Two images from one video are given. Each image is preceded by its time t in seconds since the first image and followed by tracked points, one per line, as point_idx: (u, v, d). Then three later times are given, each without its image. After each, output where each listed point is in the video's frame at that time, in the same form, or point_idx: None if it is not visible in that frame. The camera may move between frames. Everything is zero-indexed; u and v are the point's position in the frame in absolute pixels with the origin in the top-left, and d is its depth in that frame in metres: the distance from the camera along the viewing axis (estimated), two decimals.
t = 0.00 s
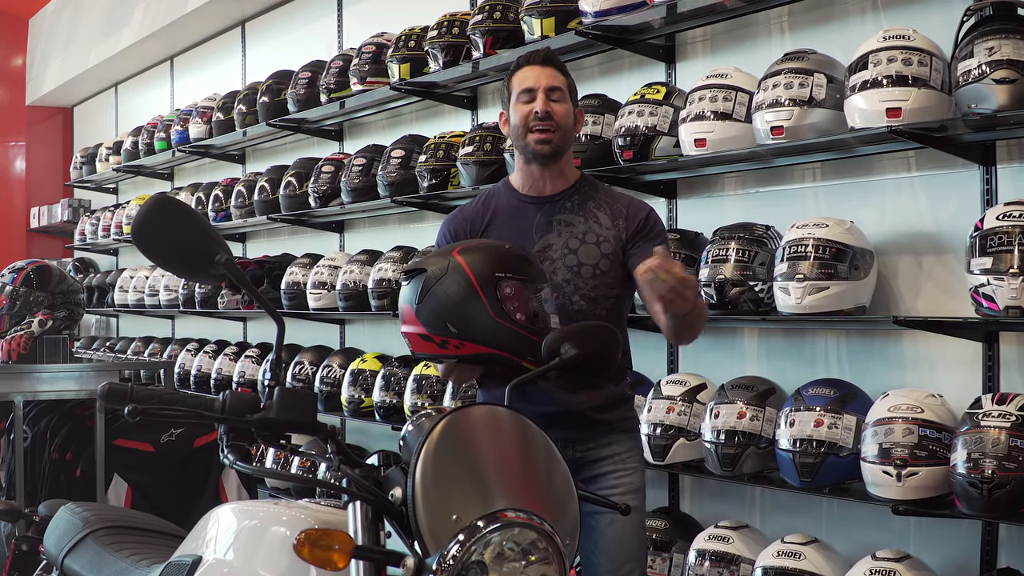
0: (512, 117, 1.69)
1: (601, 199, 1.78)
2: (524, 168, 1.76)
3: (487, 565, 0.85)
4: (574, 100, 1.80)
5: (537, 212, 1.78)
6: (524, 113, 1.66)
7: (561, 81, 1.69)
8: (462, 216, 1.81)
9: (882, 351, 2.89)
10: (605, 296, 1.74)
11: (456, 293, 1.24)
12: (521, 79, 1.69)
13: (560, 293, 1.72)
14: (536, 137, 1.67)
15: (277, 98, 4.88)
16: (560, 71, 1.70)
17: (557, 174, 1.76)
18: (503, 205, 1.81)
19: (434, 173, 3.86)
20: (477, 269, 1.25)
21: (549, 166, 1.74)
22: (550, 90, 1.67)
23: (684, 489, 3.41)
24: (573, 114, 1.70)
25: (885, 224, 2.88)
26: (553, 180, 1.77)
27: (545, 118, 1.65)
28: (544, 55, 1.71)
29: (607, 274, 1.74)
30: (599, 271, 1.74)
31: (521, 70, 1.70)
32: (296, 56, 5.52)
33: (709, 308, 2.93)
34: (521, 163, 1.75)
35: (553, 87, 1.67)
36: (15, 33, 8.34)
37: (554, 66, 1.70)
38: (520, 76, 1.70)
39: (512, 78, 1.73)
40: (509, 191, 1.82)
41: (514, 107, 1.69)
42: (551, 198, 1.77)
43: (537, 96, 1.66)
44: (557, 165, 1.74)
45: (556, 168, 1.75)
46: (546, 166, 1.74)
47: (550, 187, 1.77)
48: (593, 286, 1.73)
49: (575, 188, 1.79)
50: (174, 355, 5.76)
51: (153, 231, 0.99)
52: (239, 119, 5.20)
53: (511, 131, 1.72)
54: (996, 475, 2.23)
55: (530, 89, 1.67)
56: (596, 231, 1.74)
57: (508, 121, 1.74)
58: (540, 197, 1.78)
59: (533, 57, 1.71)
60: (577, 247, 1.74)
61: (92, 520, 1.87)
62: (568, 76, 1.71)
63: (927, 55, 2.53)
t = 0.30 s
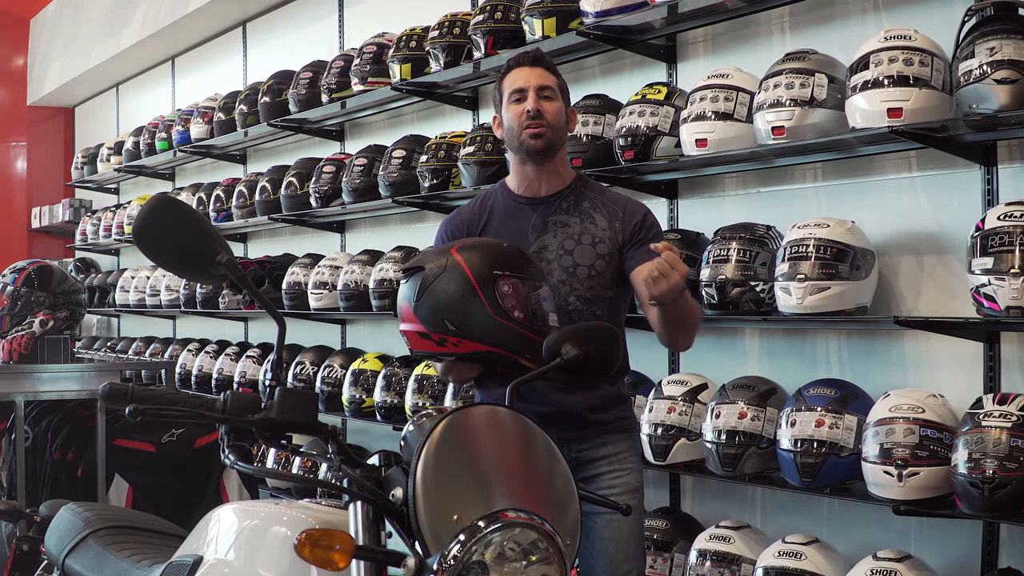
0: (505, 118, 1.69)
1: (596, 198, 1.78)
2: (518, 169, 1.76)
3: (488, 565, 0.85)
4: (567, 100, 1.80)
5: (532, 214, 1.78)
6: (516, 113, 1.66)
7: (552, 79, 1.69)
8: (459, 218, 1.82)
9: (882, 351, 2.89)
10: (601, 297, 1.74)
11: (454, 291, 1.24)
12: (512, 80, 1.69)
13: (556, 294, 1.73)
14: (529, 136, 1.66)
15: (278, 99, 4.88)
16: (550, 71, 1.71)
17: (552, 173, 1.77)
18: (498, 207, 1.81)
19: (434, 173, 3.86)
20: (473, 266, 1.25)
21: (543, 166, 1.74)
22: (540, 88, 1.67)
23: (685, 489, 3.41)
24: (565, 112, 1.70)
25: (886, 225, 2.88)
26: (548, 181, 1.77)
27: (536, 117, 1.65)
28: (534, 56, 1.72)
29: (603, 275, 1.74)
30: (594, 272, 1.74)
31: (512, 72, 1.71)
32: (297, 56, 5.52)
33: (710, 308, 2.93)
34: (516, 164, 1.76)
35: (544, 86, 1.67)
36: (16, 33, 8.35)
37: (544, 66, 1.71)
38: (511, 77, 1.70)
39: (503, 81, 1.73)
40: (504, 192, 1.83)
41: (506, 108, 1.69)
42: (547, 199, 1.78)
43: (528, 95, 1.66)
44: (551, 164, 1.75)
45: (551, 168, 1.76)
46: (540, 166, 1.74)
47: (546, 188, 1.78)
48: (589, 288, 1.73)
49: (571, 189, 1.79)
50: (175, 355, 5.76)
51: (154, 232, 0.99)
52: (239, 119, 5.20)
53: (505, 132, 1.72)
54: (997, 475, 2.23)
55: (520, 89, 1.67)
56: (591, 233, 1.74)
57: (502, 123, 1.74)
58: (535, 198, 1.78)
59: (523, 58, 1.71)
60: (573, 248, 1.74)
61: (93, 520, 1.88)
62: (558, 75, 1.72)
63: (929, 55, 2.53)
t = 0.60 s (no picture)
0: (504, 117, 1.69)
1: (595, 199, 1.79)
2: (518, 168, 1.76)
3: (488, 564, 0.85)
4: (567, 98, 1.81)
5: (531, 213, 1.78)
6: (514, 113, 1.66)
7: (550, 78, 1.69)
8: (457, 217, 1.82)
9: (883, 350, 2.89)
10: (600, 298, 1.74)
11: (452, 285, 1.25)
12: (511, 79, 1.69)
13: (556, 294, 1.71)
14: (528, 136, 1.66)
15: (278, 98, 4.88)
16: (549, 70, 1.72)
17: (551, 172, 1.77)
18: (496, 206, 1.81)
19: (435, 172, 3.87)
20: (473, 261, 1.26)
21: (542, 164, 1.74)
22: (540, 88, 1.67)
23: (685, 488, 3.41)
24: (564, 110, 1.70)
25: (887, 224, 2.88)
26: (548, 181, 1.77)
27: (535, 117, 1.65)
28: (533, 55, 1.73)
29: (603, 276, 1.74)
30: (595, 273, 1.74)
31: (511, 71, 1.71)
32: (298, 55, 5.52)
33: (710, 307, 2.93)
34: (516, 163, 1.75)
35: (543, 86, 1.67)
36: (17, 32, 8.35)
37: (543, 64, 1.72)
38: (509, 77, 1.70)
39: (501, 80, 1.73)
40: (503, 191, 1.83)
41: (504, 107, 1.68)
42: (546, 198, 1.78)
43: (527, 95, 1.66)
44: (550, 163, 1.75)
45: (550, 166, 1.76)
46: (540, 165, 1.74)
47: (545, 188, 1.78)
48: (589, 288, 1.72)
49: (570, 189, 1.80)
50: (176, 354, 5.76)
51: (154, 231, 0.99)
52: (240, 119, 5.20)
53: (503, 131, 1.72)
54: (998, 474, 2.23)
55: (520, 89, 1.66)
56: (592, 233, 1.75)
57: (501, 122, 1.74)
58: (534, 197, 1.78)
59: (522, 57, 1.72)
60: (573, 248, 1.74)
61: (93, 519, 1.88)
62: (558, 74, 1.73)
63: (930, 53, 2.52)
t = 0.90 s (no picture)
0: (511, 119, 1.69)
1: (596, 202, 1.79)
2: (518, 169, 1.76)
3: (490, 563, 0.85)
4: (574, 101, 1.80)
5: (530, 215, 1.78)
6: (523, 117, 1.66)
7: (563, 86, 1.68)
8: (455, 217, 1.80)
9: (884, 350, 2.88)
10: (597, 299, 1.77)
11: (462, 298, 1.24)
12: (524, 81, 1.68)
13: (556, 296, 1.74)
14: (532, 145, 1.67)
15: (279, 98, 4.88)
16: (563, 76, 1.70)
17: (552, 177, 1.77)
18: (495, 206, 1.80)
19: (436, 172, 3.87)
20: (481, 272, 1.25)
21: (544, 172, 1.74)
22: (552, 95, 1.66)
23: (687, 488, 3.41)
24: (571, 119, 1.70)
25: (888, 223, 2.88)
26: (547, 184, 1.77)
27: (542, 127, 1.65)
28: (551, 59, 1.70)
29: (602, 278, 1.77)
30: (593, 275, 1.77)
31: (524, 71, 1.69)
32: (299, 55, 5.52)
33: (712, 307, 2.93)
34: (516, 165, 1.75)
35: (555, 94, 1.66)
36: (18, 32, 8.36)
37: (558, 71, 1.69)
38: (522, 77, 1.69)
39: (514, 78, 1.72)
40: (500, 190, 1.82)
41: (514, 108, 1.68)
42: (545, 201, 1.78)
43: (538, 100, 1.66)
44: (550, 172, 1.75)
45: (552, 173, 1.76)
46: (542, 170, 1.74)
47: (544, 191, 1.78)
48: (587, 289, 1.76)
49: (569, 192, 1.80)
50: (178, 354, 5.77)
51: (157, 229, 0.99)
52: (241, 119, 5.21)
53: (507, 131, 1.72)
54: (999, 473, 2.23)
55: (531, 92, 1.66)
56: (592, 235, 1.76)
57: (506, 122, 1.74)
58: (534, 199, 1.78)
59: (539, 58, 1.70)
60: (573, 250, 1.75)
61: (95, 519, 1.88)
62: (571, 80, 1.71)
63: (931, 53, 2.52)
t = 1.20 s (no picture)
0: (506, 117, 1.69)
1: (595, 203, 1.80)
2: (517, 169, 1.76)
3: (492, 564, 0.85)
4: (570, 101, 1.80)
5: (530, 215, 1.78)
6: (518, 115, 1.66)
7: (556, 82, 1.69)
8: (454, 217, 1.83)
9: (886, 350, 2.88)
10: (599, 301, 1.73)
11: (463, 294, 1.24)
12: (517, 80, 1.68)
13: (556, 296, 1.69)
14: (529, 138, 1.67)
15: (281, 98, 4.88)
16: (555, 73, 1.71)
17: (552, 175, 1.76)
18: (495, 207, 1.80)
19: (437, 172, 3.87)
20: (481, 269, 1.25)
21: (542, 168, 1.73)
22: (545, 92, 1.66)
23: (687, 488, 3.41)
24: (567, 115, 1.70)
25: (889, 224, 2.88)
26: (547, 183, 1.77)
27: (539, 121, 1.65)
28: (541, 57, 1.72)
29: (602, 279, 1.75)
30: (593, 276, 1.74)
31: (516, 71, 1.71)
32: (300, 56, 5.52)
33: (713, 307, 2.93)
34: (515, 164, 1.75)
35: (549, 90, 1.67)
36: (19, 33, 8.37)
37: (550, 68, 1.71)
38: (515, 77, 1.70)
39: (507, 79, 1.73)
40: (500, 191, 1.82)
41: (508, 107, 1.69)
42: (545, 201, 1.78)
43: (532, 97, 1.66)
44: (550, 167, 1.74)
45: (551, 170, 1.75)
46: (541, 167, 1.74)
47: (544, 190, 1.78)
48: (589, 290, 1.71)
49: (569, 191, 1.80)
50: (179, 354, 5.77)
51: (157, 230, 0.99)
52: (242, 119, 5.21)
53: (505, 131, 1.73)
54: (1001, 474, 2.23)
55: (525, 91, 1.67)
56: (591, 236, 1.76)
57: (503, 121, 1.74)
58: (533, 198, 1.78)
59: (529, 58, 1.72)
60: (573, 251, 1.75)
61: (96, 519, 1.88)
62: (563, 77, 1.72)
63: (932, 54, 2.52)
